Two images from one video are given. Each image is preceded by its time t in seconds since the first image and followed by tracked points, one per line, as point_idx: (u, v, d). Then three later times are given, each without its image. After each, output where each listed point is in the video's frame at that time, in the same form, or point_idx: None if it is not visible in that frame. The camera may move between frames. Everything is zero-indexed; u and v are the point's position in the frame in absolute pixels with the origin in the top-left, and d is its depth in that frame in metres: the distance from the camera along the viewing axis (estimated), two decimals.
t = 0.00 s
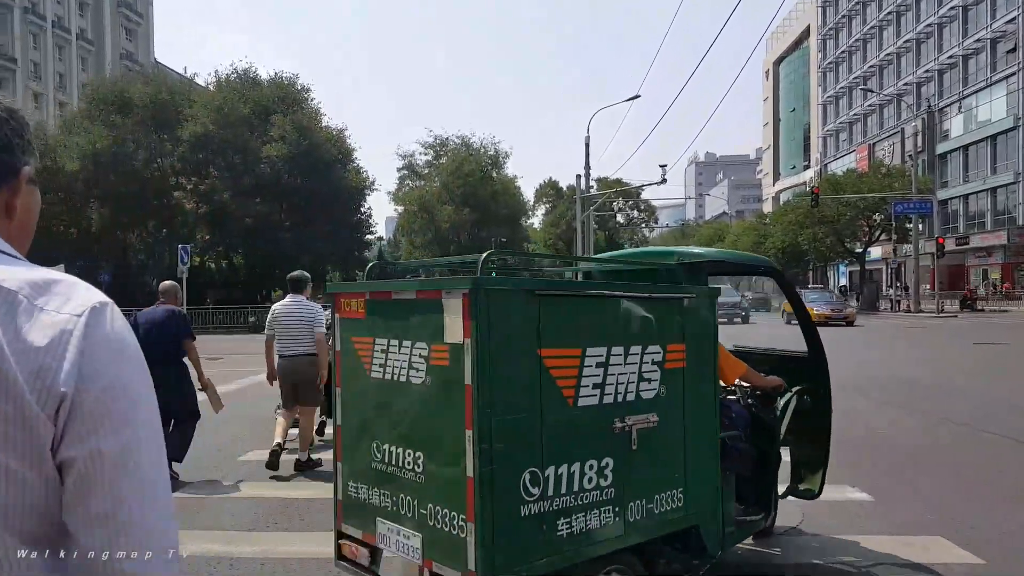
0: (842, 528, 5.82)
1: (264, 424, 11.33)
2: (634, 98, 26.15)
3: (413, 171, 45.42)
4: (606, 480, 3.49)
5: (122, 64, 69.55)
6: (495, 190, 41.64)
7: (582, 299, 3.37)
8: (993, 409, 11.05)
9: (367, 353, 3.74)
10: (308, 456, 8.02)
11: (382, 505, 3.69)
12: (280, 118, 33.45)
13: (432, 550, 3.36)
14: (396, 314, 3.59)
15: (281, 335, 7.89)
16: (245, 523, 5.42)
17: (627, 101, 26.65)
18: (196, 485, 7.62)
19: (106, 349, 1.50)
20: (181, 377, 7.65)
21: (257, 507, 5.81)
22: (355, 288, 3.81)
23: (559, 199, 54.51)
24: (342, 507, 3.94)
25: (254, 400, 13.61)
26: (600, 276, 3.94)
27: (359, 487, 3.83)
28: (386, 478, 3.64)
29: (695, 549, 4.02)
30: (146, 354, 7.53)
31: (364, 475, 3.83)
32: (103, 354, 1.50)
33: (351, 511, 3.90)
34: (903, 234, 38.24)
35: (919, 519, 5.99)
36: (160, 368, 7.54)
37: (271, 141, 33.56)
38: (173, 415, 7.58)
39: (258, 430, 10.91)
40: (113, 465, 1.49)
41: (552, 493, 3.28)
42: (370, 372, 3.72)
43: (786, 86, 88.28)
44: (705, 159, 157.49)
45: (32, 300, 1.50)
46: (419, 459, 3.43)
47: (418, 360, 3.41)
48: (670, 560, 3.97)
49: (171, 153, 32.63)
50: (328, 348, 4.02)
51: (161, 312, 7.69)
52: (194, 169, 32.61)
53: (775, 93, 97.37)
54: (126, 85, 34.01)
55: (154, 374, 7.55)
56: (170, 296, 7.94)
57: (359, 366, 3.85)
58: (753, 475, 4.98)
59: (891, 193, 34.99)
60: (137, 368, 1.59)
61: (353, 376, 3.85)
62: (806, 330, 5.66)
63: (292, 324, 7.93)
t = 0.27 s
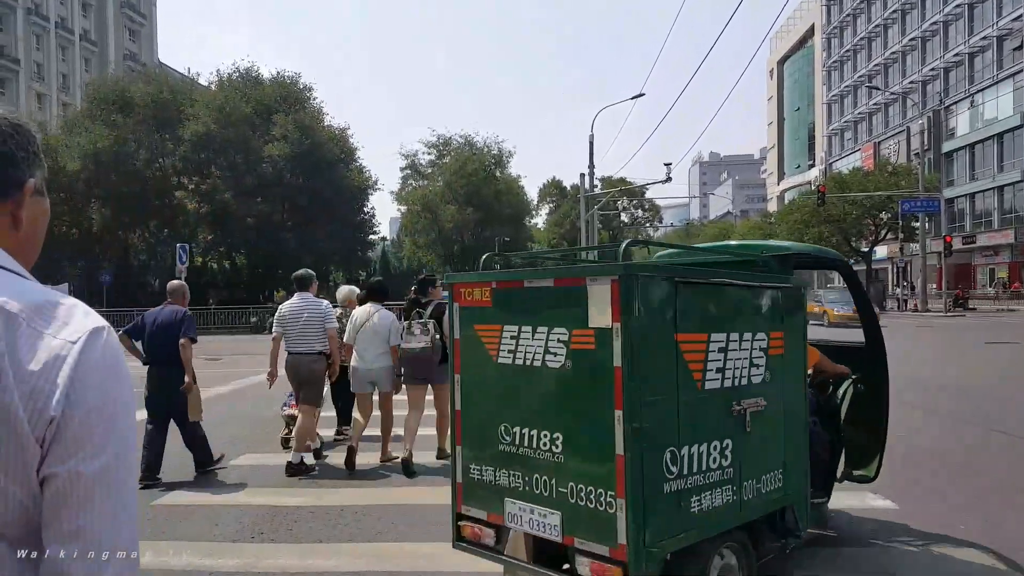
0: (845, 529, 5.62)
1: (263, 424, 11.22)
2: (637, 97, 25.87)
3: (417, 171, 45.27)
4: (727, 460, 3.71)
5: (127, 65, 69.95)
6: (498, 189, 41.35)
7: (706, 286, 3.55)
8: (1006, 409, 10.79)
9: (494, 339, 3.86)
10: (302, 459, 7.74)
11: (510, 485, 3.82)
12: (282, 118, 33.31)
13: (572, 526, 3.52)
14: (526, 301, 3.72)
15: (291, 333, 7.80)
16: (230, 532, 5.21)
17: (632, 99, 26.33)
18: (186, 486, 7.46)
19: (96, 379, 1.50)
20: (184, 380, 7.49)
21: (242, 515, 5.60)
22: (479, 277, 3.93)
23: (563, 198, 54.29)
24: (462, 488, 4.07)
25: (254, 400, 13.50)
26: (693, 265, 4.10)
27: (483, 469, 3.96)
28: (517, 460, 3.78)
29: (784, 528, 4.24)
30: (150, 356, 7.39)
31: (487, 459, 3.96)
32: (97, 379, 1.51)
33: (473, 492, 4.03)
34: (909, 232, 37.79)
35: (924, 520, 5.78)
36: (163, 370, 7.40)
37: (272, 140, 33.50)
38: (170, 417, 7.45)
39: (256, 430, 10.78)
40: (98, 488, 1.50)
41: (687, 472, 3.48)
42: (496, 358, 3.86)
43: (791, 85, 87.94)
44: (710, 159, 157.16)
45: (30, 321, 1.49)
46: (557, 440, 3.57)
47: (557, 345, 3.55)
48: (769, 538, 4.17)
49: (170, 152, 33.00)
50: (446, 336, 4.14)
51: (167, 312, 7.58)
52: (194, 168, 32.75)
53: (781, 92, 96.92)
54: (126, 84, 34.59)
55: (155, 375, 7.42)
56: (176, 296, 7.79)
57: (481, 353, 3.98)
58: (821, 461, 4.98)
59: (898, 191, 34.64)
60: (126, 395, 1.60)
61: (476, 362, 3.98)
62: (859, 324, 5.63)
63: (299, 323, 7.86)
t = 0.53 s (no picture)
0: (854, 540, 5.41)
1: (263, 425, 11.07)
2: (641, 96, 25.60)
3: (419, 170, 45.07)
4: (838, 461, 3.75)
5: (130, 63, 70.15)
6: (500, 188, 41.04)
7: (827, 293, 3.60)
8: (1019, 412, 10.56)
9: (614, 344, 3.78)
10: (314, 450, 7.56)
11: (630, 487, 3.76)
12: (281, 115, 33.13)
13: (704, 529, 3.49)
14: (649, 306, 3.67)
15: (295, 332, 7.78)
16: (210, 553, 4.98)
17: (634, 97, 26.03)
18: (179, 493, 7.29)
19: (106, 362, 1.43)
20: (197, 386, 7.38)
21: (227, 533, 5.39)
22: (596, 281, 3.86)
23: (566, 197, 54.04)
24: (572, 490, 3.99)
25: (255, 400, 13.35)
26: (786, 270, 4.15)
27: (598, 472, 3.88)
28: (636, 464, 3.73)
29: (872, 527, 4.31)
30: (164, 359, 7.25)
31: (601, 462, 3.88)
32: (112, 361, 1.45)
33: (585, 494, 3.94)
34: (914, 233, 37.47)
35: (936, 527, 5.56)
36: (175, 374, 7.26)
37: (272, 138, 33.33)
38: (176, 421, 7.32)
39: (256, 431, 10.62)
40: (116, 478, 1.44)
41: (812, 474, 3.51)
42: (615, 363, 3.79)
43: (796, 85, 87.57)
44: (715, 159, 156.69)
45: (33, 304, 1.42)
46: (685, 444, 3.54)
47: (687, 351, 3.50)
48: (864, 535, 4.20)
49: (169, 151, 33.10)
50: (555, 338, 4.04)
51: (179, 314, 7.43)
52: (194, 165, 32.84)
53: (786, 91, 96.49)
54: (127, 81, 34.82)
55: (165, 379, 7.27)
56: (190, 297, 7.67)
57: (593, 357, 3.91)
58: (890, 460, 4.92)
59: (902, 191, 34.39)
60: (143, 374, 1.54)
61: (589, 366, 3.90)
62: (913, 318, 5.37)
63: (305, 325, 7.81)
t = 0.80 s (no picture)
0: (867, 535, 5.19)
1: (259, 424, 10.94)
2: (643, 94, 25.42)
3: (419, 169, 44.86)
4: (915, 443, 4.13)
5: (128, 61, 70.04)
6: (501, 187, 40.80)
7: (904, 286, 4.00)
8: None
9: (708, 341, 4.09)
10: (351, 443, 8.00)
11: (729, 477, 4.06)
12: (281, 113, 33.02)
13: (806, 511, 3.81)
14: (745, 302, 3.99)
15: (302, 332, 7.79)
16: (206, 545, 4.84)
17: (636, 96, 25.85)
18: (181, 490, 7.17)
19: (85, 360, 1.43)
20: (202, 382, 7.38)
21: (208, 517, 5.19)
22: (688, 281, 4.15)
23: (567, 197, 53.83)
24: (666, 483, 4.27)
25: (251, 400, 13.21)
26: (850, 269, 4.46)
27: (694, 464, 4.17)
28: (735, 454, 4.04)
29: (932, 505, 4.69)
30: (174, 356, 7.22)
31: (696, 454, 4.18)
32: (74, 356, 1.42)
33: (681, 486, 4.22)
34: (916, 233, 37.24)
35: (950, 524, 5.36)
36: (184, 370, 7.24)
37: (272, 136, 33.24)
38: (181, 418, 7.27)
39: (252, 430, 10.47)
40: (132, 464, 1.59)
41: (901, 456, 3.87)
42: (711, 359, 4.09)
43: (797, 85, 87.35)
44: (716, 159, 156.38)
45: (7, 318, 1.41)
46: (787, 432, 3.85)
47: (788, 342, 3.82)
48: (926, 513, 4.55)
49: (168, 148, 33.03)
50: (644, 338, 4.31)
51: (186, 312, 7.42)
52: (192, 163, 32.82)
53: (786, 92, 96.30)
54: (124, 79, 34.78)
55: (172, 375, 7.23)
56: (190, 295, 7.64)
57: (686, 353, 4.20)
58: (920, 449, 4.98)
59: (905, 190, 34.20)
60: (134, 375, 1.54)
61: (682, 362, 4.19)
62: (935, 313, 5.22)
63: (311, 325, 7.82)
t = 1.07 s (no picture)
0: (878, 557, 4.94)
1: (250, 427, 10.70)
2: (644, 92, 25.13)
3: (417, 167, 44.55)
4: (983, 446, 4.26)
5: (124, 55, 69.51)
6: (498, 185, 40.38)
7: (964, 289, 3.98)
8: None
9: (792, 346, 4.12)
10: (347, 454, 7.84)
11: (812, 479, 4.10)
12: (277, 109, 32.74)
13: (893, 511, 3.88)
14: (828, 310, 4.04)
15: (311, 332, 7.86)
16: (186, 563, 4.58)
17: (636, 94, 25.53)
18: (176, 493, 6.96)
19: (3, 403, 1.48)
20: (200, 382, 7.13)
21: (186, 540, 4.90)
22: (772, 288, 4.16)
23: (564, 196, 53.46)
24: (746, 485, 4.29)
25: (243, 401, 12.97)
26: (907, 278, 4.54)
27: (776, 466, 4.20)
28: (819, 456, 4.08)
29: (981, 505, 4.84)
30: (171, 355, 6.96)
31: (778, 456, 4.21)
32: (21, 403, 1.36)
33: (761, 488, 4.25)
34: (914, 236, 37.05)
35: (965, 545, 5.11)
36: (182, 369, 6.98)
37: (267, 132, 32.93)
38: (177, 419, 7.02)
39: (242, 434, 10.23)
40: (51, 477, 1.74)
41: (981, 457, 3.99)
42: (794, 364, 4.12)
43: (794, 86, 87.12)
44: (714, 159, 156.14)
45: None
46: (874, 434, 3.92)
47: (875, 349, 3.89)
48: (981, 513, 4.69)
49: (161, 143, 32.75)
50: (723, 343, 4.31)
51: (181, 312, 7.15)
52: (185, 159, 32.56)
53: (784, 93, 96.13)
54: (116, 72, 34.42)
55: (168, 376, 6.97)
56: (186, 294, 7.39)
57: (765, 358, 4.23)
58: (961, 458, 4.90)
59: (904, 192, 34.03)
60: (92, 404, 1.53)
61: (763, 367, 4.21)
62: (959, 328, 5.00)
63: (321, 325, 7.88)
